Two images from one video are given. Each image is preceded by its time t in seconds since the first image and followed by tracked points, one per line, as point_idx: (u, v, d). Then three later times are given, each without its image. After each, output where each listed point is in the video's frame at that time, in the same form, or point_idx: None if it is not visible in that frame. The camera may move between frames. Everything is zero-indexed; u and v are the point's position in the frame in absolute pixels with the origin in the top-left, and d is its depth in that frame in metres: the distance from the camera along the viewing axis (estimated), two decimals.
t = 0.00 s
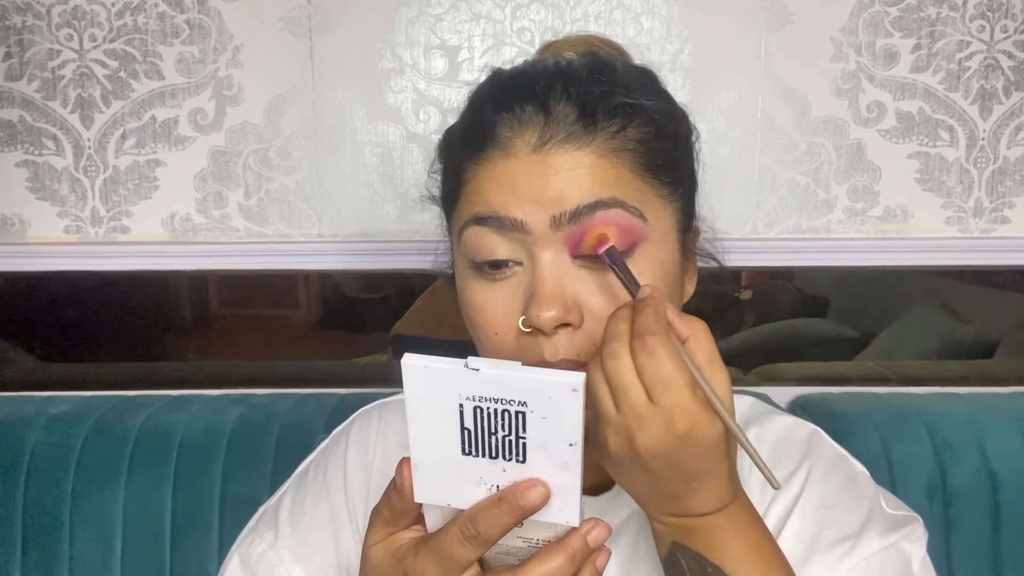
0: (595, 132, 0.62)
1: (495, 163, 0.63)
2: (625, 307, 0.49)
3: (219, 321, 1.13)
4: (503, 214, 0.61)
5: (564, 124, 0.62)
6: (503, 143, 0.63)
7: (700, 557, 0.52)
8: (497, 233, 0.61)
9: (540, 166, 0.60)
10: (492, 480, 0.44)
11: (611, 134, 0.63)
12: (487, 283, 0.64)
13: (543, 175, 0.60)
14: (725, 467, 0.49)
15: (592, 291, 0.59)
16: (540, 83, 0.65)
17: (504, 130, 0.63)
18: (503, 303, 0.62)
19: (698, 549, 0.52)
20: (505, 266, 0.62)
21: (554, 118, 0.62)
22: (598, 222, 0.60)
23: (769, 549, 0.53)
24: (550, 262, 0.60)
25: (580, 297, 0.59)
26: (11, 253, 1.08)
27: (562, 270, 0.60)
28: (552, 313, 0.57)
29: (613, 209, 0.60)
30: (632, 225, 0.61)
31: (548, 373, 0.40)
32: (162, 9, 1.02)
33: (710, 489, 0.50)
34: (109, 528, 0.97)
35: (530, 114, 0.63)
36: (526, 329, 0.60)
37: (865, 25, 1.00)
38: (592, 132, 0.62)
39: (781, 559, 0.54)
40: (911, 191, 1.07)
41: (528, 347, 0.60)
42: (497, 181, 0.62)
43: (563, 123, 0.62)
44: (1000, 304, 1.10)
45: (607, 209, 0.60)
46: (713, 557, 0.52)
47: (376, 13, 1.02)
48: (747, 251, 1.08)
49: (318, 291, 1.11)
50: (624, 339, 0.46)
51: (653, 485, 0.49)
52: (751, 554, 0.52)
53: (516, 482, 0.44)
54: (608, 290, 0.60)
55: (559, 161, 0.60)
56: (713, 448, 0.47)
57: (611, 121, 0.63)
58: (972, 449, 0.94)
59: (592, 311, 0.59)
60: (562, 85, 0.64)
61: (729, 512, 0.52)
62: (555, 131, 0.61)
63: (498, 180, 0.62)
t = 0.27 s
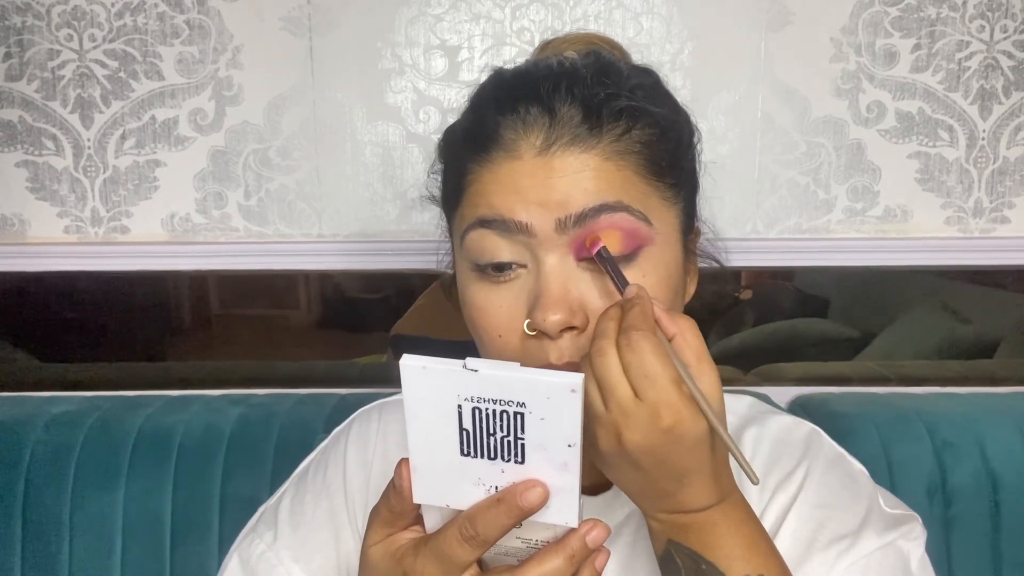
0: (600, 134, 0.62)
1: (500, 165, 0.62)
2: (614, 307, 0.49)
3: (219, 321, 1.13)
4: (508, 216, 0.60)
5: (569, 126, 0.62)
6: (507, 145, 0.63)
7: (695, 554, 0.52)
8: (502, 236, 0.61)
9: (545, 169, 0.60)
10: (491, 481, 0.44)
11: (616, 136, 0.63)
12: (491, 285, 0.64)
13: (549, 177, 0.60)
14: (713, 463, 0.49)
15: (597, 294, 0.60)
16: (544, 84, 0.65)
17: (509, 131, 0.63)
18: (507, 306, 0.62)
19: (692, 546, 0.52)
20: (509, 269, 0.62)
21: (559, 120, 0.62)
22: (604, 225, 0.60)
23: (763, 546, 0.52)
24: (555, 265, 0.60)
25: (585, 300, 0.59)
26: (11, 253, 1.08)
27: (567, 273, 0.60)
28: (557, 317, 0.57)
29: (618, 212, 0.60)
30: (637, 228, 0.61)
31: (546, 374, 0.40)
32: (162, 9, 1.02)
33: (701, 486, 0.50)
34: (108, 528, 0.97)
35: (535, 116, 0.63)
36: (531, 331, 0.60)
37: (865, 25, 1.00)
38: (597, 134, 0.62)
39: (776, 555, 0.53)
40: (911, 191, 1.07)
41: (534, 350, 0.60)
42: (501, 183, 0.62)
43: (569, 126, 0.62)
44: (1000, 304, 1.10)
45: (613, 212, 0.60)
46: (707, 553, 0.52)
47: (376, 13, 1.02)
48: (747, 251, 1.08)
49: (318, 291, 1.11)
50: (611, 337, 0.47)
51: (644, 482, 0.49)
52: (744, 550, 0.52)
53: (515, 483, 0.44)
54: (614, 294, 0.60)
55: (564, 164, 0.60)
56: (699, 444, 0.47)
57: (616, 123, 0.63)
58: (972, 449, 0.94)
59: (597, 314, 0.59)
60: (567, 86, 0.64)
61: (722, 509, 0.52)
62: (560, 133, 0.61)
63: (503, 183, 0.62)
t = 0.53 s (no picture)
0: (601, 134, 0.62)
1: (501, 165, 0.62)
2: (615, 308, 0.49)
3: (219, 320, 1.13)
4: (509, 216, 0.61)
5: (570, 126, 0.62)
6: (508, 145, 0.63)
7: (692, 557, 0.52)
8: (503, 236, 0.61)
9: (547, 169, 0.60)
10: (491, 482, 0.44)
11: (617, 136, 0.63)
12: (492, 285, 0.64)
13: (550, 177, 0.60)
14: (711, 465, 0.49)
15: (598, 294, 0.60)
16: (545, 84, 0.65)
17: (510, 131, 0.63)
18: (508, 306, 0.62)
19: (689, 548, 0.52)
20: (510, 268, 0.62)
21: (560, 120, 0.62)
22: (605, 225, 0.60)
23: (760, 549, 0.53)
24: (556, 265, 0.60)
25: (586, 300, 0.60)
26: (12, 253, 1.09)
27: (568, 273, 0.60)
28: (558, 317, 0.58)
29: (619, 212, 0.60)
30: (638, 228, 0.61)
31: (546, 375, 0.40)
32: (162, 9, 1.02)
33: (699, 489, 0.50)
34: (109, 529, 0.97)
35: (536, 116, 0.63)
36: (532, 331, 0.60)
37: (865, 25, 1.00)
38: (598, 134, 0.62)
39: (774, 558, 0.54)
40: (912, 191, 1.07)
41: (534, 350, 0.61)
42: (502, 183, 0.62)
43: (570, 126, 0.62)
44: (1000, 304, 1.10)
45: (614, 212, 0.60)
46: (704, 555, 0.52)
47: (376, 13, 1.02)
48: (747, 251, 1.08)
49: (318, 291, 1.11)
50: (612, 338, 0.47)
51: (642, 483, 0.49)
52: (741, 553, 0.52)
53: (515, 484, 0.44)
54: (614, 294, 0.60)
55: (565, 164, 0.60)
56: (698, 447, 0.47)
57: (617, 123, 0.63)
58: (972, 449, 0.94)
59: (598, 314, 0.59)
60: (568, 86, 0.64)
61: (719, 511, 0.52)
62: (561, 133, 0.61)
63: (504, 183, 0.62)
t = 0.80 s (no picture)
0: (600, 134, 0.62)
1: (500, 164, 0.62)
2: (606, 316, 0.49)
3: (219, 320, 1.13)
4: (509, 216, 0.61)
5: (569, 126, 0.62)
6: (507, 145, 0.63)
7: (687, 560, 0.52)
8: (502, 236, 0.61)
9: (546, 169, 0.60)
10: (489, 483, 0.44)
11: (616, 136, 0.63)
12: (492, 285, 0.63)
13: (549, 177, 0.60)
14: (704, 470, 0.49)
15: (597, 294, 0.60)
16: (545, 84, 0.65)
17: (509, 131, 0.63)
18: (507, 306, 0.62)
19: (684, 552, 0.52)
20: (509, 268, 0.62)
21: (559, 119, 0.62)
22: (605, 227, 0.60)
23: (755, 555, 0.52)
24: (555, 266, 0.60)
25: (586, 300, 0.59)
26: (12, 253, 1.09)
27: (568, 273, 0.60)
28: (557, 316, 0.58)
29: (619, 213, 0.60)
30: (638, 230, 0.61)
31: (544, 376, 0.40)
32: (162, 9, 1.02)
33: (691, 493, 0.50)
34: (109, 529, 0.97)
35: (535, 116, 0.63)
36: (531, 331, 0.60)
37: (865, 25, 1.00)
38: (597, 134, 0.62)
39: (770, 562, 0.53)
40: (911, 191, 1.07)
41: (534, 350, 0.61)
42: (501, 182, 0.62)
43: (569, 125, 0.62)
44: (1000, 304, 1.10)
45: (613, 213, 0.60)
46: (699, 560, 0.52)
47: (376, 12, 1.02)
48: (747, 251, 1.08)
49: (318, 291, 1.11)
50: (600, 345, 0.47)
51: (635, 488, 0.50)
52: (736, 558, 0.52)
53: (512, 485, 0.44)
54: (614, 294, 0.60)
55: (564, 163, 0.60)
56: (688, 453, 0.46)
57: (616, 123, 0.63)
58: (972, 450, 0.94)
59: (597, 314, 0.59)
60: (567, 86, 0.64)
61: (713, 516, 0.52)
62: (560, 133, 0.61)
63: (503, 182, 0.62)
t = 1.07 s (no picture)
0: (590, 131, 0.62)
1: (491, 163, 0.63)
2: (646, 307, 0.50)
3: (219, 320, 1.13)
4: (499, 213, 0.61)
5: (559, 123, 0.62)
6: (498, 143, 0.63)
7: (701, 558, 0.52)
8: (494, 233, 0.61)
9: (536, 166, 0.60)
10: (485, 483, 0.44)
11: (606, 133, 0.63)
12: (485, 282, 0.63)
13: (539, 174, 0.60)
14: (731, 468, 0.49)
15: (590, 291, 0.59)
16: (536, 83, 0.65)
17: (499, 129, 0.63)
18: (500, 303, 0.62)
19: (699, 551, 0.52)
20: (502, 266, 0.62)
21: (549, 117, 0.62)
22: (595, 222, 0.59)
23: (769, 555, 0.53)
24: (547, 262, 0.60)
25: (578, 297, 0.59)
26: (12, 253, 1.09)
27: (559, 270, 0.60)
28: (548, 313, 0.57)
29: (608, 210, 0.60)
30: (629, 225, 0.61)
31: (539, 377, 0.40)
32: (162, 9, 1.02)
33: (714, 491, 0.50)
34: (109, 529, 0.97)
35: (525, 114, 0.63)
36: (523, 328, 0.60)
37: (865, 25, 1.00)
38: (587, 131, 0.62)
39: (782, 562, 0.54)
40: (911, 191, 1.06)
41: (527, 348, 0.60)
42: (492, 180, 0.62)
43: (558, 123, 0.62)
44: (1000, 304, 1.09)
45: (603, 209, 0.60)
46: (714, 558, 0.52)
47: (375, 12, 1.02)
48: (747, 251, 1.08)
49: (317, 291, 1.11)
50: (642, 332, 0.47)
51: (658, 484, 0.49)
52: (751, 557, 0.52)
53: (509, 485, 0.44)
54: (607, 290, 0.60)
55: (554, 160, 0.60)
56: (721, 447, 0.47)
57: (606, 121, 0.63)
58: (972, 450, 0.94)
59: (590, 311, 0.59)
60: (557, 85, 0.64)
61: (732, 516, 0.52)
62: (549, 130, 0.61)
63: (494, 180, 0.62)
